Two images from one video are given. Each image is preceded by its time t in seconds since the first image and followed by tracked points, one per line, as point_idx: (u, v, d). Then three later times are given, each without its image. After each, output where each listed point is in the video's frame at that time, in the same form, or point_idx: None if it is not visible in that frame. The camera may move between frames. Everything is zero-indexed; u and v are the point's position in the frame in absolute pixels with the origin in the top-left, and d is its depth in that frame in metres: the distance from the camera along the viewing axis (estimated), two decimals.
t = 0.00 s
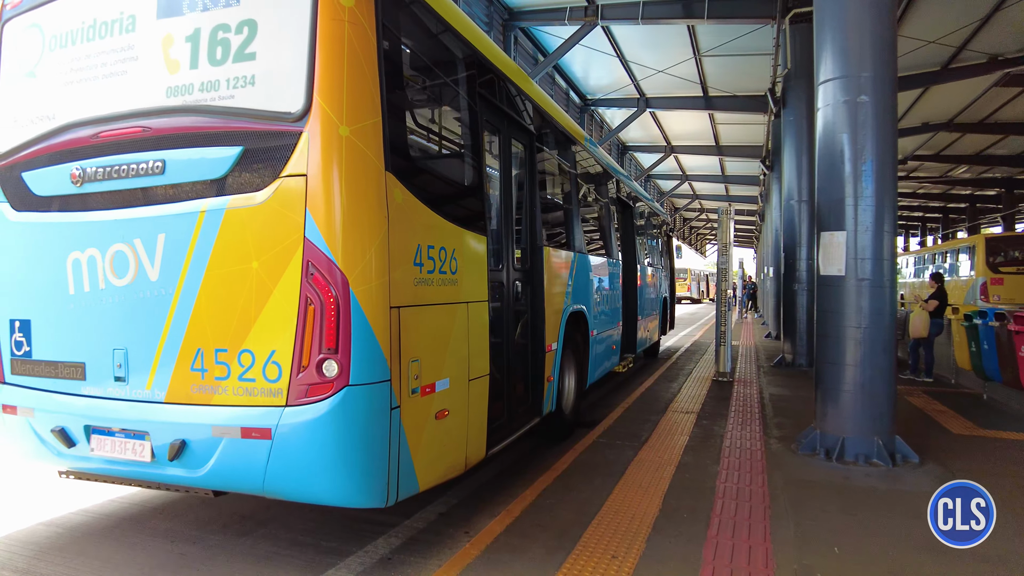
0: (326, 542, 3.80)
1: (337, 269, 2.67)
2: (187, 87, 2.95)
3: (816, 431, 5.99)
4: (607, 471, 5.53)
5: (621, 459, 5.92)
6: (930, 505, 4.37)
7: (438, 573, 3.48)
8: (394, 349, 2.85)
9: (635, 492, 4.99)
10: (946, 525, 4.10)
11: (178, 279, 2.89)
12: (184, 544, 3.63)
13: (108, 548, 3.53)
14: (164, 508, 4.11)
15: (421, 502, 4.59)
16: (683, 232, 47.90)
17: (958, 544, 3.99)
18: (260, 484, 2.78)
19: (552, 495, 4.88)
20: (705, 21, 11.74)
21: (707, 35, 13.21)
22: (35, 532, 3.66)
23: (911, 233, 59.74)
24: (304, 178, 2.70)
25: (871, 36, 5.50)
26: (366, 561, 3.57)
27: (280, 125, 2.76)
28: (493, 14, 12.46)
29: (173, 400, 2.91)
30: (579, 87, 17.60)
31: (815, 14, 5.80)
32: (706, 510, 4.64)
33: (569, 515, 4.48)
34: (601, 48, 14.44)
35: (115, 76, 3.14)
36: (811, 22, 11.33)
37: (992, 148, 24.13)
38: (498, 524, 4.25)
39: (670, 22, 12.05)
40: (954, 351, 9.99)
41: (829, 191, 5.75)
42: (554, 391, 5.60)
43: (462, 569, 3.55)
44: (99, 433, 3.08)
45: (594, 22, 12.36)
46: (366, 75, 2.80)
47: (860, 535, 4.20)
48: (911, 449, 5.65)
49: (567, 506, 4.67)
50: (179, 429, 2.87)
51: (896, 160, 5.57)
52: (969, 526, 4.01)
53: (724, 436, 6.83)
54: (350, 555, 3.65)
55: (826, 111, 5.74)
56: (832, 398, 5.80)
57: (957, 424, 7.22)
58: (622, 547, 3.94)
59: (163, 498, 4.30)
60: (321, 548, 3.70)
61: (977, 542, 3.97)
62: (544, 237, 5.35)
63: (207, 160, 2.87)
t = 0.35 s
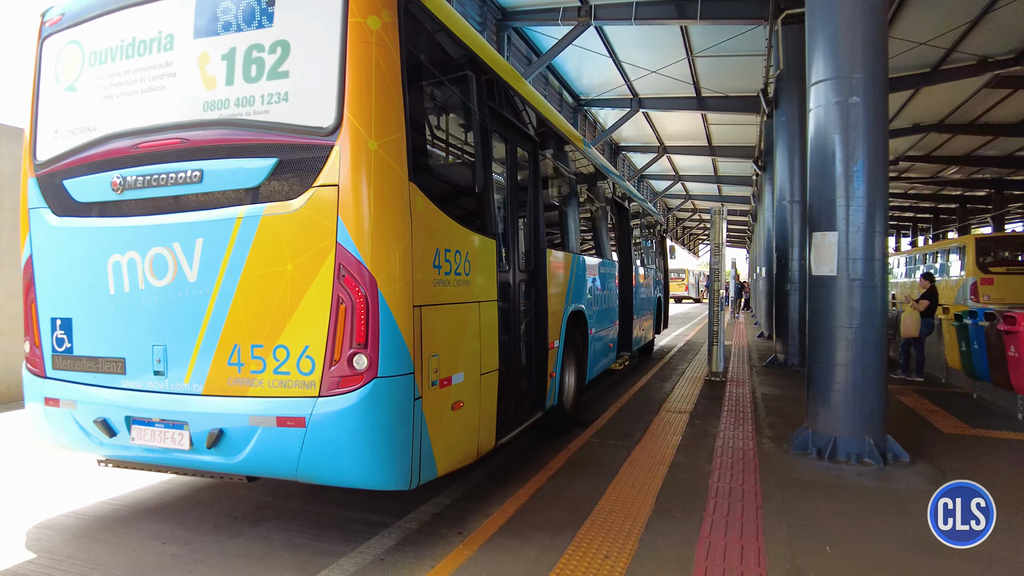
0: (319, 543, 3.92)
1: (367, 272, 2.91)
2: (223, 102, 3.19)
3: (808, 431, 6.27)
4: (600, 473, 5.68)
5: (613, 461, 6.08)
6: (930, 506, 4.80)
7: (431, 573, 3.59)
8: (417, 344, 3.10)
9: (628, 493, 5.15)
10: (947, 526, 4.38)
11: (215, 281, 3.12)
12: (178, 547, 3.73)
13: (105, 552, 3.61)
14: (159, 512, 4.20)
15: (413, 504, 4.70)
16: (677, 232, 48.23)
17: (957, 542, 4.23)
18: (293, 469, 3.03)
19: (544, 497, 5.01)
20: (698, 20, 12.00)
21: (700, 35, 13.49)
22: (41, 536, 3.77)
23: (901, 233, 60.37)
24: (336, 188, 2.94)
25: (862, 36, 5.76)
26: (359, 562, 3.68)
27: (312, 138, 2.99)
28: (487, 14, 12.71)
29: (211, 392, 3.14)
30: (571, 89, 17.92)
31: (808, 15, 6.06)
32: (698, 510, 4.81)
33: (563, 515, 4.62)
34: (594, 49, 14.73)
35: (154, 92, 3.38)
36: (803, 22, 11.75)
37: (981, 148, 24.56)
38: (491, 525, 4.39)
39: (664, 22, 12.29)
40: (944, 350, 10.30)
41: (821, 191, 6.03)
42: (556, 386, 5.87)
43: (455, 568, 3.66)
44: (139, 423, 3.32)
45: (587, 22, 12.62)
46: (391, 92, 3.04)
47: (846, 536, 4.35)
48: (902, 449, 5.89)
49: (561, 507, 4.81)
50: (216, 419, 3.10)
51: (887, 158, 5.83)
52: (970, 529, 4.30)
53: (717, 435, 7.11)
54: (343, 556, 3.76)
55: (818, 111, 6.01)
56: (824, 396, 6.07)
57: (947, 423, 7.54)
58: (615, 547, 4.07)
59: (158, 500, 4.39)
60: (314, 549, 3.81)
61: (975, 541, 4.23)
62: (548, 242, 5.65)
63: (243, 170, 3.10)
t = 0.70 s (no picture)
0: (316, 544, 4.02)
1: (406, 274, 3.28)
2: (273, 121, 3.54)
3: (803, 431, 6.54)
4: (594, 474, 5.77)
5: (608, 462, 6.20)
6: (930, 506, 4.95)
7: (427, 573, 3.68)
8: (449, 339, 3.47)
9: (624, 494, 5.22)
10: (948, 525, 4.52)
11: (267, 282, 3.48)
12: (172, 549, 3.84)
13: (102, 558, 3.71)
14: (153, 519, 4.30)
15: (411, 503, 4.81)
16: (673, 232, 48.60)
17: (958, 539, 4.36)
18: (339, 449, 3.38)
19: (541, 497, 5.10)
20: (693, 21, 12.39)
21: (695, 36, 13.88)
22: (35, 549, 3.82)
23: (896, 233, 60.90)
24: (378, 201, 3.30)
25: (858, 38, 5.97)
26: (356, 562, 3.79)
27: (357, 155, 3.35)
28: (483, 15, 13.07)
29: (263, 381, 3.49)
30: (567, 89, 18.31)
31: (803, 18, 6.28)
32: (693, 509, 4.91)
33: (559, 515, 4.70)
34: (590, 48, 15.09)
35: (207, 110, 3.73)
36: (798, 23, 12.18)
37: (975, 149, 24.98)
38: (487, 525, 4.46)
39: (659, 23, 12.64)
40: (939, 350, 10.67)
41: (818, 192, 6.23)
42: (563, 380, 6.25)
43: (451, 568, 3.75)
44: (194, 411, 3.66)
45: (583, 22, 12.97)
46: (426, 114, 3.40)
47: (839, 535, 4.43)
48: (897, 448, 6.15)
49: (558, 506, 4.89)
50: (268, 405, 3.45)
51: (881, 158, 5.99)
52: (971, 527, 4.45)
53: (713, 434, 7.49)
54: (341, 556, 3.88)
55: (814, 112, 6.21)
56: (818, 396, 6.31)
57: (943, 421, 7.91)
58: (609, 547, 4.12)
59: (172, 501, 4.56)
60: (310, 550, 3.92)
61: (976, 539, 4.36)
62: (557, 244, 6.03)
63: (293, 183, 3.45)
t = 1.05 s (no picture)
0: (314, 543, 4.05)
1: (441, 272, 3.68)
2: (319, 134, 3.94)
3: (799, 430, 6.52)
4: (592, 475, 5.80)
5: (605, 462, 6.28)
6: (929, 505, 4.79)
7: (424, 573, 3.68)
8: (477, 329, 3.88)
9: (621, 493, 5.24)
10: (945, 525, 4.39)
11: (315, 278, 3.88)
12: (168, 549, 3.86)
13: (100, 557, 3.76)
14: (201, 501, 4.69)
15: (434, 489, 5.20)
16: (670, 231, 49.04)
17: (957, 541, 4.25)
18: (379, 428, 3.78)
19: (539, 497, 5.10)
20: (690, 22, 12.82)
21: (692, 36, 14.31)
22: (35, 551, 3.83)
23: (892, 233, 61.41)
24: (415, 206, 3.71)
25: (854, 36, 6.02)
26: (353, 562, 3.79)
27: (397, 165, 3.76)
28: (481, 15, 13.48)
29: (311, 367, 3.89)
30: (564, 89, 18.74)
31: (800, 14, 6.30)
32: (694, 494, 5.30)
33: (556, 514, 4.71)
34: (587, 49, 15.50)
35: (257, 123, 4.12)
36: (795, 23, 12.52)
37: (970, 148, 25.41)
38: (484, 524, 4.47)
39: (656, 23, 13.05)
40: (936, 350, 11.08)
41: (813, 192, 6.24)
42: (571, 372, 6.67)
43: (447, 569, 3.74)
44: (245, 395, 4.05)
45: (580, 22, 13.39)
46: (457, 129, 3.82)
47: (834, 526, 4.58)
48: (894, 448, 6.13)
49: (557, 506, 4.91)
50: (315, 389, 3.85)
51: (875, 160, 6.06)
52: (970, 527, 4.31)
53: (710, 433, 7.88)
54: (338, 556, 3.89)
55: (810, 112, 6.24)
56: (813, 395, 6.32)
57: (939, 421, 8.28)
58: (607, 546, 4.12)
59: (217, 487, 4.96)
60: (309, 548, 3.94)
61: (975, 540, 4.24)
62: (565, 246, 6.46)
63: (339, 190, 3.85)
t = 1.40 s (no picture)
0: (312, 544, 4.22)
1: (467, 275, 4.07)
2: (355, 149, 4.32)
3: (797, 430, 6.94)
4: (593, 475, 6.13)
5: (608, 462, 6.68)
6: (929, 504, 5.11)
7: (421, 572, 3.87)
8: (498, 327, 4.27)
9: (620, 490, 5.67)
10: (946, 524, 4.70)
11: (350, 280, 4.26)
12: (206, 539, 4.21)
13: (163, 540, 4.19)
14: (236, 493, 5.08)
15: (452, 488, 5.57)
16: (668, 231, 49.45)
17: (958, 540, 4.54)
18: (410, 416, 4.17)
19: (543, 497, 5.41)
20: (687, 23, 13.20)
21: (691, 36, 14.70)
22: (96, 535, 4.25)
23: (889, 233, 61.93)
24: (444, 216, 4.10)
25: (849, 39, 6.35)
26: (351, 562, 3.97)
27: (427, 179, 4.14)
28: (478, 14, 13.94)
29: (347, 361, 4.27)
30: (562, 89, 19.14)
31: (797, 17, 6.67)
32: (693, 493, 5.68)
33: (559, 514, 5.02)
34: (585, 49, 15.89)
35: (295, 138, 4.49)
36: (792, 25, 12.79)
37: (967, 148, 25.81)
38: (481, 525, 4.69)
39: (652, 23, 13.42)
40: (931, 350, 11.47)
41: (810, 192, 6.61)
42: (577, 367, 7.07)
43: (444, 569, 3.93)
44: (285, 387, 4.43)
45: (577, 22, 13.77)
46: (481, 145, 4.21)
47: (822, 522, 4.98)
48: (889, 447, 6.48)
49: (559, 506, 5.20)
50: (351, 381, 4.23)
51: (874, 163, 6.43)
52: (971, 526, 4.64)
53: (707, 433, 8.26)
54: (335, 556, 4.06)
55: (807, 111, 6.60)
56: (807, 395, 6.74)
57: (937, 421, 8.65)
58: (605, 547, 4.38)
59: (250, 482, 5.34)
60: (306, 549, 4.12)
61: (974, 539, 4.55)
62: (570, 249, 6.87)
63: (374, 201, 4.23)
